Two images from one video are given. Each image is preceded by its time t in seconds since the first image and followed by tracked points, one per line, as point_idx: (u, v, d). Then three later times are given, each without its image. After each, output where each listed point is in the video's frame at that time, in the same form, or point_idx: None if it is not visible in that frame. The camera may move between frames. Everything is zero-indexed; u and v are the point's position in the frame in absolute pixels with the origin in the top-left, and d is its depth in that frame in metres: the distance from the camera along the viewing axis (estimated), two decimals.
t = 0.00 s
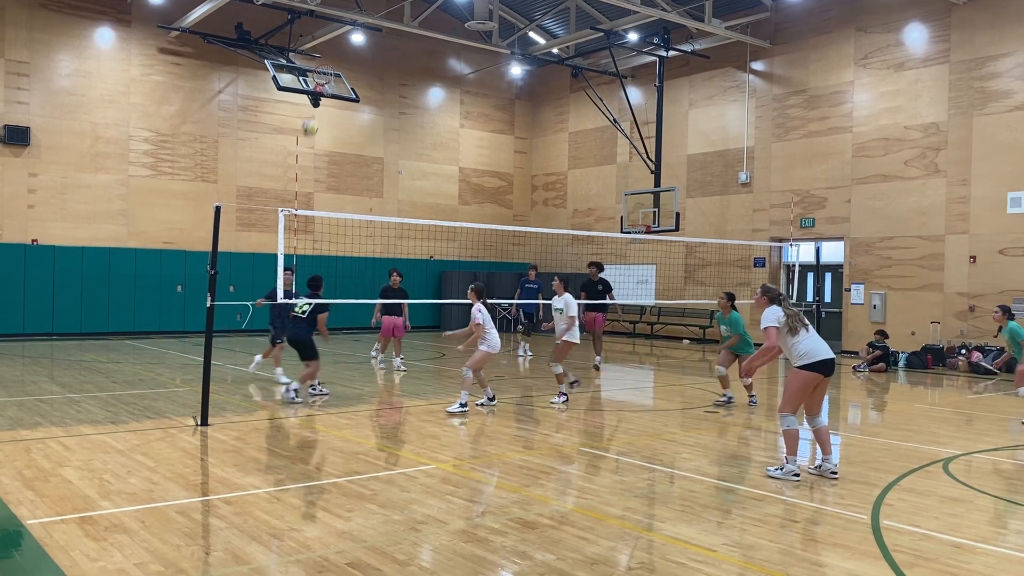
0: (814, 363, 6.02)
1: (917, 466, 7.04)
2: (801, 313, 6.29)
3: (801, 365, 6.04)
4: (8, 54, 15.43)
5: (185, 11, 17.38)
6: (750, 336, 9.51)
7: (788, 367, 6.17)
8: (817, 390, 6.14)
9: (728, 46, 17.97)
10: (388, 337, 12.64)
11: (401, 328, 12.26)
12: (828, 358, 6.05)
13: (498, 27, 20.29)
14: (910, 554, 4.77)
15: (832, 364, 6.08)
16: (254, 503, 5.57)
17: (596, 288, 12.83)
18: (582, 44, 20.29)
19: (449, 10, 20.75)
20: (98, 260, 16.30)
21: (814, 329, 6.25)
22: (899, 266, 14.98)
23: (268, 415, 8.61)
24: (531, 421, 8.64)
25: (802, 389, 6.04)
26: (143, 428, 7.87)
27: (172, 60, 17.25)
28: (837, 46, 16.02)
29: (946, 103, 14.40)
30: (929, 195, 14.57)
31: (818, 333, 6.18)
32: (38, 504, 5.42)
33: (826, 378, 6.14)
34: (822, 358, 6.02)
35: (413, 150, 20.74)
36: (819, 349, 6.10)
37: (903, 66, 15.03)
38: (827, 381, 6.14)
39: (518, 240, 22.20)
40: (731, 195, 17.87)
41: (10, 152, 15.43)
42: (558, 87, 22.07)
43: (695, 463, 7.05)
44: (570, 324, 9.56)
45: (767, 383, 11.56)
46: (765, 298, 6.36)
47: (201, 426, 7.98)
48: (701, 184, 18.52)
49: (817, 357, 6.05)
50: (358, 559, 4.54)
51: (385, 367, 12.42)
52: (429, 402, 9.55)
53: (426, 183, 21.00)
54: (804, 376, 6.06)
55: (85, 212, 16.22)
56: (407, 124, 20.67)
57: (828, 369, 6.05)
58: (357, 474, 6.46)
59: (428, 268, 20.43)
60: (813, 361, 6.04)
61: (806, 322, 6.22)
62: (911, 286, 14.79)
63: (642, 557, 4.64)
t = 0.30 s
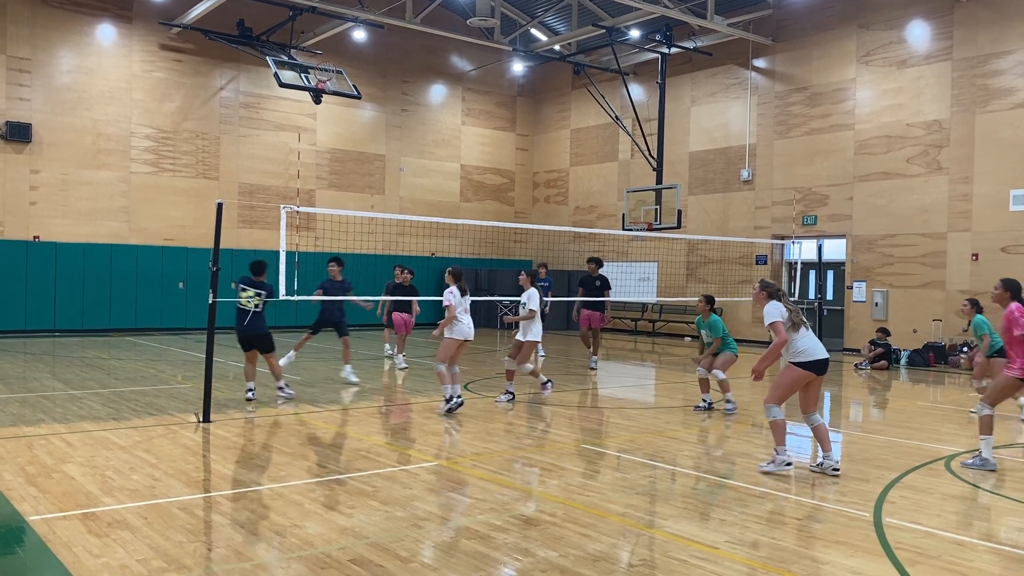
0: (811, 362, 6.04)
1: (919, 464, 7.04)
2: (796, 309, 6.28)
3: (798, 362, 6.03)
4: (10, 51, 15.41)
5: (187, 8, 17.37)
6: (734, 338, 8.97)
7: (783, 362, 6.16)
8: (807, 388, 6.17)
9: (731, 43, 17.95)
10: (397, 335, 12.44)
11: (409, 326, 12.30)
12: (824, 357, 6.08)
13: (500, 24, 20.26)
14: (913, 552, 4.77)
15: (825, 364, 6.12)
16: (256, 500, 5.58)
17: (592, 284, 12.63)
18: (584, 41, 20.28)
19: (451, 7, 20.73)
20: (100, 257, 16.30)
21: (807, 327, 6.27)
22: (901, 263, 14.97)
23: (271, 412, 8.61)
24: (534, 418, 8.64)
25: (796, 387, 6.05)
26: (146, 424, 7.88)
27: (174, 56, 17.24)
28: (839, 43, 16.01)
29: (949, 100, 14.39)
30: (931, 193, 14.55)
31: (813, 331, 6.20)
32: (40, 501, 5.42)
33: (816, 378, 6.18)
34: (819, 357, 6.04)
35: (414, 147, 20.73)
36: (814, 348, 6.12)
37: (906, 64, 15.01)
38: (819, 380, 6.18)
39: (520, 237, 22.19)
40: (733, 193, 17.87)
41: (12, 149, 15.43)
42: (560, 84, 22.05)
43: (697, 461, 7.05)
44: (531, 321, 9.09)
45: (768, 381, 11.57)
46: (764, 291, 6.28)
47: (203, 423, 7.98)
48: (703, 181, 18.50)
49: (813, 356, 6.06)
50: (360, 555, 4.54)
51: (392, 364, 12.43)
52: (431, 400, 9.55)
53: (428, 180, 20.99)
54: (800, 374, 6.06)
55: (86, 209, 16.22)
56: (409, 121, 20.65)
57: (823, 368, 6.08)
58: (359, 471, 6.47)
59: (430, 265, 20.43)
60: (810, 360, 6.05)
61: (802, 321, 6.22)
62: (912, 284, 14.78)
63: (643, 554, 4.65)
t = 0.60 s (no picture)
0: (781, 360, 6.05)
1: (919, 462, 7.04)
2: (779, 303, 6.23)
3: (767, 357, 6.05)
4: (9, 47, 15.39)
5: (187, 4, 17.34)
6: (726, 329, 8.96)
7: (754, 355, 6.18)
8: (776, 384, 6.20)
9: (731, 41, 17.93)
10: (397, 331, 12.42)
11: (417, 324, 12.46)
12: (796, 356, 6.10)
13: (501, 22, 20.23)
14: (912, 549, 4.78)
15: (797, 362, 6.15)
16: (256, 497, 5.58)
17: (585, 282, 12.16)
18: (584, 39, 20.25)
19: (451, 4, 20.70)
20: (100, 254, 16.29)
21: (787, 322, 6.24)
22: (902, 261, 14.96)
23: (271, 410, 8.61)
24: (533, 415, 8.65)
25: (761, 381, 6.10)
26: (146, 421, 7.88)
27: (174, 53, 17.22)
28: (840, 41, 16.00)
29: (950, 98, 14.37)
30: (932, 191, 14.55)
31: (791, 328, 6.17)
32: (41, 497, 5.42)
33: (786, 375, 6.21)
34: (790, 355, 6.05)
35: (415, 144, 20.71)
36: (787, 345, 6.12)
37: (907, 62, 15.00)
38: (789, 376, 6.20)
39: (520, 235, 22.19)
40: (733, 190, 17.86)
41: (12, 145, 15.42)
42: (560, 81, 22.03)
43: (697, 458, 7.05)
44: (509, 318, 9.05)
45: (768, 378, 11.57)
46: (748, 281, 6.22)
47: (203, 421, 7.98)
48: (704, 179, 18.48)
49: (785, 353, 6.07)
50: (360, 552, 4.55)
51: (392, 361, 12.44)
52: (431, 397, 9.55)
53: (428, 178, 20.97)
54: (768, 369, 6.11)
55: (86, 206, 16.21)
56: (409, 118, 20.63)
57: (792, 366, 6.10)
58: (359, 468, 6.47)
59: (430, 262, 20.42)
60: (781, 357, 6.06)
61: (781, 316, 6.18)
62: (913, 282, 14.78)
63: (643, 551, 4.65)
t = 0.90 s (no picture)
0: (740, 373, 6.17)
1: (915, 460, 7.06)
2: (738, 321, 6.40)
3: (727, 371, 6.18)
4: (6, 44, 15.37)
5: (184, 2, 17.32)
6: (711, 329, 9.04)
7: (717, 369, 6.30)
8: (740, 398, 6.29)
9: (730, 39, 17.92)
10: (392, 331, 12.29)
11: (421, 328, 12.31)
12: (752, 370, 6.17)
13: (499, 19, 20.21)
14: (909, 547, 4.79)
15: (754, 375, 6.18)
16: (253, 495, 5.58)
17: (575, 280, 11.70)
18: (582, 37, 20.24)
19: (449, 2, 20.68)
20: (97, 252, 16.28)
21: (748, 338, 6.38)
22: (899, 260, 14.98)
23: (268, 407, 8.61)
24: (531, 413, 8.65)
25: (722, 395, 6.21)
26: (143, 419, 7.88)
27: (172, 51, 17.20)
28: (838, 39, 16.01)
29: (947, 97, 14.39)
30: (929, 189, 14.56)
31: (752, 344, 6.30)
32: (38, 495, 5.42)
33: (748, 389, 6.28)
34: (749, 368, 6.16)
35: (412, 142, 20.70)
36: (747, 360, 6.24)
37: (904, 60, 15.01)
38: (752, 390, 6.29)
39: (518, 233, 22.19)
40: (730, 189, 17.86)
41: (9, 142, 15.40)
42: (558, 79, 22.01)
43: (695, 456, 7.06)
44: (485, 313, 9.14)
45: (766, 376, 11.58)
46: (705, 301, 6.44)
47: (201, 418, 7.98)
48: (702, 177, 18.48)
49: (744, 367, 6.19)
50: (357, 550, 4.55)
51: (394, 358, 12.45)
52: (428, 395, 9.54)
53: (426, 175, 20.96)
54: (728, 383, 6.21)
55: (83, 203, 16.18)
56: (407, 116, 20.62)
57: (752, 380, 6.20)
58: (356, 466, 6.47)
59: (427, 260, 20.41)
60: (739, 370, 6.18)
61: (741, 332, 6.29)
62: (911, 281, 14.79)
63: (640, 549, 4.66)
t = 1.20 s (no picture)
0: (678, 365, 6.56)
1: (909, 458, 7.07)
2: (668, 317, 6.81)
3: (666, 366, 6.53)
4: None
5: None
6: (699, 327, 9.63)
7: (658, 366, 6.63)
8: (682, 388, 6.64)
9: (724, 38, 17.94)
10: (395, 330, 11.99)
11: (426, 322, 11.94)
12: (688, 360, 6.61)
13: (494, 18, 20.20)
14: (902, 546, 4.79)
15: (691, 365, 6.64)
16: (247, 494, 5.56)
17: (569, 281, 11.42)
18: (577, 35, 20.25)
19: None
20: (91, 250, 16.22)
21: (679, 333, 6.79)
22: (893, 258, 15.01)
23: (262, 406, 8.59)
24: (525, 412, 8.64)
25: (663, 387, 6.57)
26: (137, 418, 7.86)
27: (166, 49, 17.16)
28: (832, 38, 16.04)
29: (941, 96, 14.41)
30: (923, 188, 14.58)
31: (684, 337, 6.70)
32: (29, 494, 5.39)
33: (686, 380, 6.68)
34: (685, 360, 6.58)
35: (407, 140, 20.69)
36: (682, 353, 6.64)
37: (898, 59, 15.04)
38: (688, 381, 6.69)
39: (513, 232, 22.20)
40: (725, 188, 17.88)
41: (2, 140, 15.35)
42: (553, 78, 22.01)
43: (689, 454, 7.07)
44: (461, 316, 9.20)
45: (760, 375, 11.59)
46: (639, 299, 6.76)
47: (194, 416, 7.96)
48: (696, 176, 18.49)
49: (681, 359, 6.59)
50: (350, 549, 4.54)
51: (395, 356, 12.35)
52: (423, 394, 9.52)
53: (421, 174, 20.95)
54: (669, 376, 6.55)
55: (76, 202, 16.12)
56: (402, 114, 20.61)
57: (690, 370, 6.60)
58: (350, 465, 6.46)
59: (422, 259, 20.41)
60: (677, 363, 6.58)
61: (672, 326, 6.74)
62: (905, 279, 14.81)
63: (634, 548, 4.65)
